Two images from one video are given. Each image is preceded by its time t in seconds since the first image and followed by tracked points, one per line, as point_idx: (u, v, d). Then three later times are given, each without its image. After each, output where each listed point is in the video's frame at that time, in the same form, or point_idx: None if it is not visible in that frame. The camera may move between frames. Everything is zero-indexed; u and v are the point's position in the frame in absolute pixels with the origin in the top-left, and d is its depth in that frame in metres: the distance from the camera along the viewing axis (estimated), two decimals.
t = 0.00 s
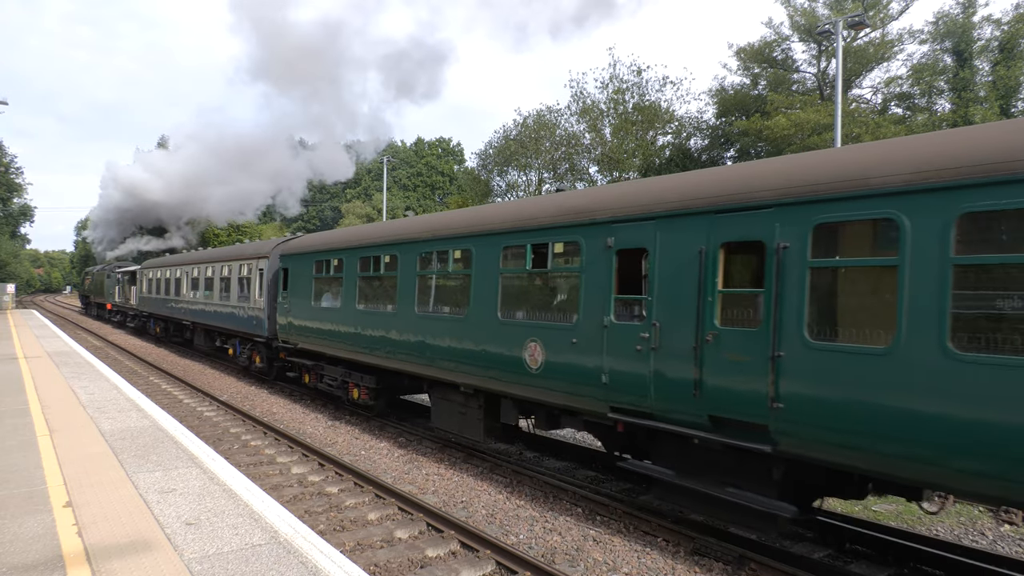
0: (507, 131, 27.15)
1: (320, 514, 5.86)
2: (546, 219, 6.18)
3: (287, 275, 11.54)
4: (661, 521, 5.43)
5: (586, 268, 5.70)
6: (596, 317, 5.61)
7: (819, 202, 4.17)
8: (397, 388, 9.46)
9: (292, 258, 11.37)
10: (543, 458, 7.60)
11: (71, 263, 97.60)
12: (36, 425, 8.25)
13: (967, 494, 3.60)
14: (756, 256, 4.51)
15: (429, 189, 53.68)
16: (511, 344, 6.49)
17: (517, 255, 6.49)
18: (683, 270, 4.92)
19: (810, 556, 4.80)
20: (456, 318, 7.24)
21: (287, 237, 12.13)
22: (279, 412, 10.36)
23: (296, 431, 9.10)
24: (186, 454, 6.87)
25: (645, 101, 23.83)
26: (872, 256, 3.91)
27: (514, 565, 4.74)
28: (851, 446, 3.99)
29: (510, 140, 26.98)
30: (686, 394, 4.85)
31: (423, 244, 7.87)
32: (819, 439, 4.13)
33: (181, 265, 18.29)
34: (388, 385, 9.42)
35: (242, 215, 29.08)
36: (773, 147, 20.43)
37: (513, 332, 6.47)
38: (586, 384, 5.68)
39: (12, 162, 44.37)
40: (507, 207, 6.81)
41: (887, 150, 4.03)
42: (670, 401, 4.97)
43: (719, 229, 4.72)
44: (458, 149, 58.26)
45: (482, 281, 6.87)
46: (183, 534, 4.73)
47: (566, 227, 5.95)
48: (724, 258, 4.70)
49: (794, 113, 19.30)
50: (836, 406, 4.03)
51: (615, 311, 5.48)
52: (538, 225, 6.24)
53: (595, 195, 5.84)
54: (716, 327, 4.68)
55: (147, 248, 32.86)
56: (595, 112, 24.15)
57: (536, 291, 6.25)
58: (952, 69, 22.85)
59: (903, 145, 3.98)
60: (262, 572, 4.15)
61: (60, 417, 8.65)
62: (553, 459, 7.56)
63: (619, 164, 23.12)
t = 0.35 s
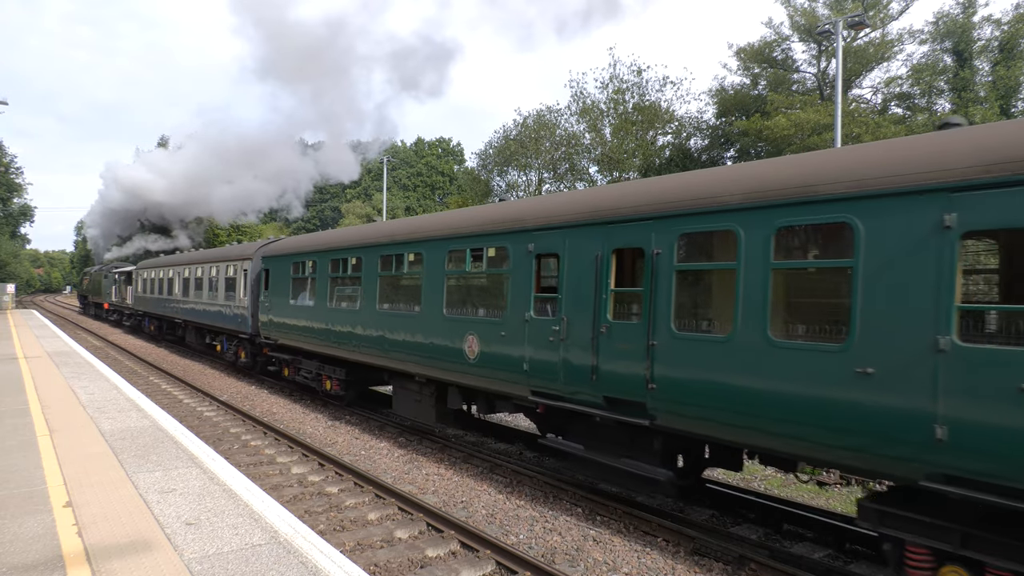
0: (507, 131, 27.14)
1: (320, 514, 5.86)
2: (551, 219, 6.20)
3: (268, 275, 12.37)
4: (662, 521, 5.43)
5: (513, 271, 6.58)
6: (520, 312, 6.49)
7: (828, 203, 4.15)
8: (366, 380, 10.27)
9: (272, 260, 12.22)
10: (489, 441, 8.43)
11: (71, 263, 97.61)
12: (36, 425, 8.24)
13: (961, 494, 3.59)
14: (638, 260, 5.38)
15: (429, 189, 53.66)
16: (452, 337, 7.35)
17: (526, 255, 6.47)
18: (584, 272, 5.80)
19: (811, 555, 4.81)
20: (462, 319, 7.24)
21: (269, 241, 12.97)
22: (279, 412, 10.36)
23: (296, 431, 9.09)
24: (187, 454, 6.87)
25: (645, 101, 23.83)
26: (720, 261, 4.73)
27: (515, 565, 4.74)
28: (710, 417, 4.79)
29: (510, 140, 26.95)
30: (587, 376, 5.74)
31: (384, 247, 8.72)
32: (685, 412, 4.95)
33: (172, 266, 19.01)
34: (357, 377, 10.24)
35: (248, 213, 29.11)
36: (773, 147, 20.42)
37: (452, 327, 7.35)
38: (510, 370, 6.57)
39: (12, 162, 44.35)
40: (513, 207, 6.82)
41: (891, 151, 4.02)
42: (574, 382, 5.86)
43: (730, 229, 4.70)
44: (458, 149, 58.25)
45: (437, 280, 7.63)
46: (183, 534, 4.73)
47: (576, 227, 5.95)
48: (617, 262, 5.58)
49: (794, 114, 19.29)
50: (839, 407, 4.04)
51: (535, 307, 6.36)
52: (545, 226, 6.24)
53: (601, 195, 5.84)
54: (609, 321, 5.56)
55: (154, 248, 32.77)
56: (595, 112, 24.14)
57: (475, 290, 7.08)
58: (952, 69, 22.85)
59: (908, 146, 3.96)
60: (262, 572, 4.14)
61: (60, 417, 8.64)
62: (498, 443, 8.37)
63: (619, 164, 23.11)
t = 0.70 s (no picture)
0: (507, 131, 27.13)
1: (320, 514, 5.86)
2: (548, 220, 6.15)
3: (250, 275, 13.13)
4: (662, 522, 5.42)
5: (455, 273, 7.32)
6: (461, 308, 7.21)
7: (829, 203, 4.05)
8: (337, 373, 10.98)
9: (254, 260, 12.99)
10: (442, 428, 9.15)
11: (71, 263, 97.64)
12: (36, 425, 8.25)
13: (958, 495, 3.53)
14: (551, 262, 6.15)
15: (429, 189, 53.70)
16: (406, 331, 8.05)
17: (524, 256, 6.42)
18: (511, 272, 6.55)
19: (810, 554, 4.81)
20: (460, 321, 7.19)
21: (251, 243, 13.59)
22: (279, 412, 10.36)
23: (296, 431, 9.08)
24: (186, 454, 6.87)
25: (645, 101, 23.83)
26: (610, 264, 5.48)
27: (514, 565, 4.74)
28: (603, 398, 5.53)
29: (510, 140, 26.94)
30: (511, 363, 6.51)
31: (354, 250, 9.40)
32: (580, 393, 5.75)
33: (165, 267, 19.58)
34: (330, 369, 10.94)
35: (252, 212, 29.16)
36: (773, 147, 20.43)
37: (404, 321, 8.09)
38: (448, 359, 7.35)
39: (12, 162, 44.34)
40: (512, 207, 6.75)
41: (892, 152, 3.92)
42: (498, 368, 6.65)
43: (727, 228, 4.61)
44: (458, 149, 58.27)
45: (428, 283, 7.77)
46: (183, 533, 4.73)
47: (574, 229, 5.87)
48: (538, 264, 6.33)
49: (794, 114, 19.29)
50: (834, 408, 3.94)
51: (473, 304, 7.08)
52: (544, 227, 6.17)
53: (599, 196, 5.76)
54: (529, 316, 6.32)
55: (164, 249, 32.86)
56: (595, 112, 24.16)
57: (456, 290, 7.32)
58: (952, 69, 22.85)
59: (909, 147, 3.86)
60: (262, 572, 4.15)
61: (60, 417, 8.64)
62: (449, 430, 9.11)
63: (619, 164, 23.13)
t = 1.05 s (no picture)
0: (507, 130, 27.10)
1: (320, 514, 5.86)
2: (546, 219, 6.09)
3: (236, 276, 13.87)
4: (662, 522, 5.42)
5: (409, 274, 8.04)
6: (414, 305, 7.92)
7: (831, 200, 3.99)
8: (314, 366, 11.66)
9: (240, 262, 13.75)
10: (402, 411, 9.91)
11: (71, 263, 97.62)
12: (36, 425, 8.24)
13: (961, 495, 3.46)
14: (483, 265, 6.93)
15: (429, 189, 53.72)
16: (368, 327, 8.78)
17: (523, 255, 6.35)
18: (450, 273, 7.35)
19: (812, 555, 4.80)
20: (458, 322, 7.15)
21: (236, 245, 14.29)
22: (279, 412, 10.36)
23: (296, 431, 9.08)
24: (186, 454, 6.87)
25: (645, 101, 23.84)
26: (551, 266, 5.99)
27: (515, 565, 4.74)
28: (529, 385, 6.23)
29: (510, 140, 26.92)
30: (454, 353, 7.24)
31: (333, 252, 9.95)
32: (505, 379, 6.51)
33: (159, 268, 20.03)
34: (308, 363, 11.63)
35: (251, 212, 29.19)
36: (773, 147, 20.43)
37: (365, 318, 8.81)
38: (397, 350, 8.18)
39: (12, 162, 44.33)
40: (509, 208, 6.73)
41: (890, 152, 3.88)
42: (439, 358, 7.44)
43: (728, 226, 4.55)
44: (458, 149, 58.31)
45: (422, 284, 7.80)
46: (183, 534, 4.73)
47: (571, 230, 5.82)
48: (475, 267, 7.07)
49: (794, 113, 19.29)
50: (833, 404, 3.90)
51: (423, 301, 7.79)
52: (541, 228, 6.12)
53: (596, 197, 5.74)
54: (467, 311, 7.07)
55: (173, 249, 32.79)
56: (595, 112, 24.17)
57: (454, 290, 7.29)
58: (952, 69, 22.84)
59: (907, 146, 3.82)
60: (262, 572, 4.15)
61: (60, 417, 8.64)
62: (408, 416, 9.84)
63: (619, 164, 23.12)
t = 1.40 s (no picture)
0: (507, 130, 27.07)
1: (320, 514, 5.86)
2: (548, 219, 6.06)
3: (221, 276, 14.56)
4: (662, 523, 5.43)
5: (371, 275, 8.83)
6: (375, 302, 8.70)
7: (743, 209, 4.41)
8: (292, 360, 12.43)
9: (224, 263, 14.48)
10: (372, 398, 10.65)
11: (71, 263, 97.62)
12: (36, 425, 8.25)
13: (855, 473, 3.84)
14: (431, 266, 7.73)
15: (429, 189, 53.71)
16: (337, 323, 9.57)
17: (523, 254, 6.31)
18: (404, 274, 8.12)
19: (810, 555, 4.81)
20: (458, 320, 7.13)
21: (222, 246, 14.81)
22: (279, 412, 10.36)
23: (295, 431, 9.08)
24: (186, 454, 6.87)
25: (645, 101, 23.84)
26: (510, 266, 6.47)
27: (515, 565, 4.74)
28: (469, 372, 6.97)
29: (510, 140, 26.87)
30: (406, 345, 8.02)
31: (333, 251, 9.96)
32: (448, 368, 7.29)
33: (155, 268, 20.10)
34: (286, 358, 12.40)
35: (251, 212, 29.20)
36: (773, 147, 20.42)
37: (334, 314, 9.60)
38: (360, 343, 8.98)
39: (12, 162, 44.31)
40: (509, 207, 6.71)
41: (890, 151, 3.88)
42: (394, 349, 8.22)
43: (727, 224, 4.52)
44: (458, 149, 58.32)
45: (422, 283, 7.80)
46: (183, 534, 4.73)
47: (571, 228, 5.79)
48: (425, 268, 7.86)
49: (794, 113, 19.27)
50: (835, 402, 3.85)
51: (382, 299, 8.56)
52: (541, 227, 6.10)
53: (597, 196, 5.71)
54: (418, 308, 7.83)
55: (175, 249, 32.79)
56: (595, 112, 24.17)
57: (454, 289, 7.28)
58: (952, 69, 22.81)
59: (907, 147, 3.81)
60: (262, 572, 4.14)
61: (60, 417, 8.64)
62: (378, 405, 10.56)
63: (619, 164, 23.10)
